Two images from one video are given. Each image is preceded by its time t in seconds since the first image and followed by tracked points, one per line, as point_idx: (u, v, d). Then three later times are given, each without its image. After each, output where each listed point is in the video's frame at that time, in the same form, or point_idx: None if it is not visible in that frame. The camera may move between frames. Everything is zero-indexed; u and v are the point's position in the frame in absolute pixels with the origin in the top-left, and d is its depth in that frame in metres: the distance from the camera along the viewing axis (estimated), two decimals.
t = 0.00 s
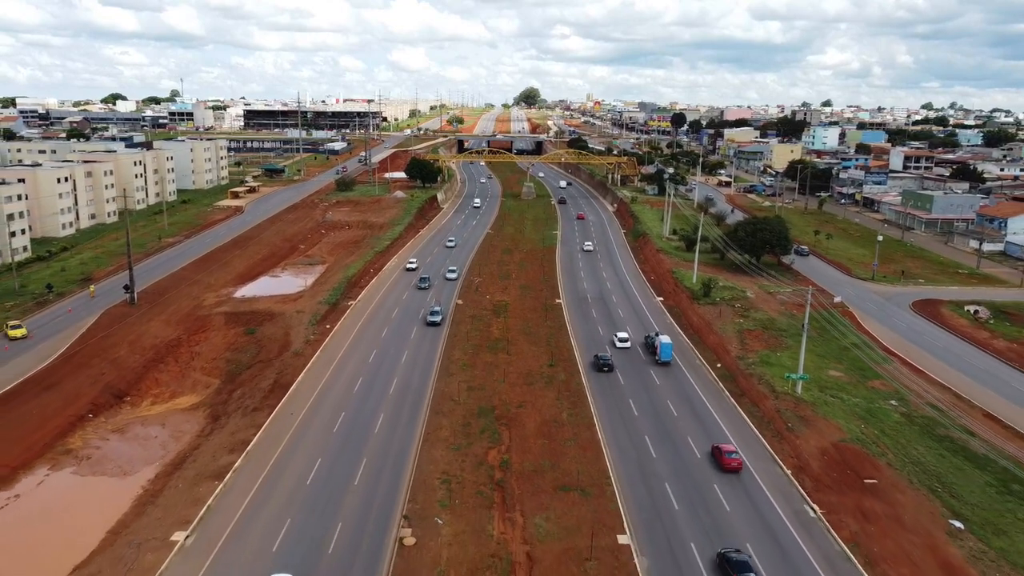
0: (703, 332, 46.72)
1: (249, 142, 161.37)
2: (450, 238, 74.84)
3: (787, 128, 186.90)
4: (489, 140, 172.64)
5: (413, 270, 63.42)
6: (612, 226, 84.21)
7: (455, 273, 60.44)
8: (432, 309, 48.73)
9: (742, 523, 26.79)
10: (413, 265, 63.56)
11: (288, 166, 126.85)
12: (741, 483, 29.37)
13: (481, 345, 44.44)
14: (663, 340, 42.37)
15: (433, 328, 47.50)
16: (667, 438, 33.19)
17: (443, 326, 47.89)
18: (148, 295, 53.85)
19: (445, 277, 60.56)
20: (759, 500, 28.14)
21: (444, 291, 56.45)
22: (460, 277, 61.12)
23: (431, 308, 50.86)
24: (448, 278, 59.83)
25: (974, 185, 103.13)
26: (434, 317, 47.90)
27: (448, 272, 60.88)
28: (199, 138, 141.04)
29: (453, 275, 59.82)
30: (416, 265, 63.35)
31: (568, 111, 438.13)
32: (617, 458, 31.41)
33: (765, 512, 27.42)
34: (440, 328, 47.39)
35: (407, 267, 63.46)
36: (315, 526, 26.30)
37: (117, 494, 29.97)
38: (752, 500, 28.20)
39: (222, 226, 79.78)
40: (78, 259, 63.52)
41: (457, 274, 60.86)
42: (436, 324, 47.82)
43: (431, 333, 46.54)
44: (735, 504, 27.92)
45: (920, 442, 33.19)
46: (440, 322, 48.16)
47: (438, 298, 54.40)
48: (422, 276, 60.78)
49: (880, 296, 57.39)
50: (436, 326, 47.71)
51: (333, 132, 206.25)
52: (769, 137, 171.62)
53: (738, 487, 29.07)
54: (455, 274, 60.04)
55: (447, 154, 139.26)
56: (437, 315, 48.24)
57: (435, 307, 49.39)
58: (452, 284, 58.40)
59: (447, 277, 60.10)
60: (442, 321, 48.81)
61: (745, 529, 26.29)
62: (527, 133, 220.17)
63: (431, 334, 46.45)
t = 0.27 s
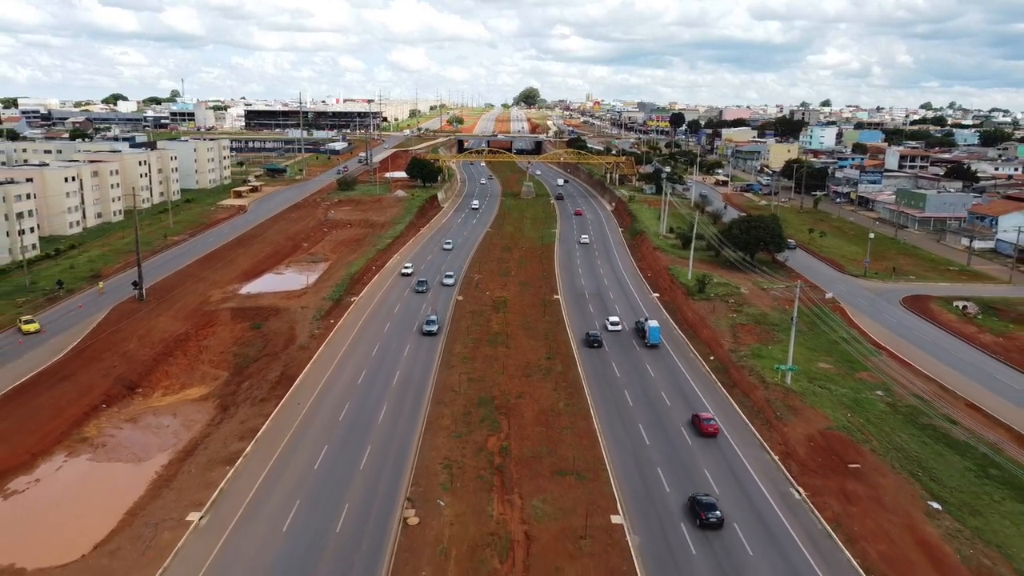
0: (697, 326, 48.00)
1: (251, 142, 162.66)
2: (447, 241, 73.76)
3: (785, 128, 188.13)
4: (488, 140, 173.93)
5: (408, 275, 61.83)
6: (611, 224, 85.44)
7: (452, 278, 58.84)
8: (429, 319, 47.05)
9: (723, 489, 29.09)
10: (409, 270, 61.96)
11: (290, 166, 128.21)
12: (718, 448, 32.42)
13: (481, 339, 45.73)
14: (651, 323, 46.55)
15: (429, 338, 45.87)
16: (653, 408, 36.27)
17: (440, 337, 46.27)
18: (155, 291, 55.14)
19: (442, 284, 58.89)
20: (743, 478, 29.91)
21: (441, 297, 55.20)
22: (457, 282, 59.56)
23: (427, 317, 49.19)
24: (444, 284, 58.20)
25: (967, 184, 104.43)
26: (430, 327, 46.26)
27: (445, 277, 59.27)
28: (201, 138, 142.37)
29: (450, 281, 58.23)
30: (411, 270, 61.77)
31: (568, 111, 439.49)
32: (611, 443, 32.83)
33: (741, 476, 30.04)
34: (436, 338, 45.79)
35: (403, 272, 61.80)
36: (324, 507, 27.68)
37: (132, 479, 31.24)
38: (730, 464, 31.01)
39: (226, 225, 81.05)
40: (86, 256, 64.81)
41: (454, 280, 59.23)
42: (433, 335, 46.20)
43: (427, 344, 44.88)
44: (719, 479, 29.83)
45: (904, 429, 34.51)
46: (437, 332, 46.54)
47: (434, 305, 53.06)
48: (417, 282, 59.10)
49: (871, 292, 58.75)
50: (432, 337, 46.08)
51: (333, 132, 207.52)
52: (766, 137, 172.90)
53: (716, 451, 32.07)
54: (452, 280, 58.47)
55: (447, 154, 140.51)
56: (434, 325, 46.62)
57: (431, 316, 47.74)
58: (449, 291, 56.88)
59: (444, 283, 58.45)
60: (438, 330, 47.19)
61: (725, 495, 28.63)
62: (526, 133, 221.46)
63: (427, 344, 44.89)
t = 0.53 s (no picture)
0: (695, 321, 49.23)
1: (256, 142, 164.20)
2: (448, 243, 72.63)
3: (786, 128, 189.04)
4: (492, 140, 175.22)
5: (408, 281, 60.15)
6: (612, 223, 86.61)
7: (453, 283, 57.24)
8: (428, 328, 45.40)
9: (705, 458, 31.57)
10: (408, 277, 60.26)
11: (295, 166, 129.65)
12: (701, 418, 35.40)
13: (484, 333, 47.03)
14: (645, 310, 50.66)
15: (429, 348, 44.17)
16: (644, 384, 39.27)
17: (440, 346, 44.60)
18: (166, 287, 56.55)
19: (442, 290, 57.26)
20: (734, 460, 31.50)
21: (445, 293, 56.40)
22: (458, 288, 57.96)
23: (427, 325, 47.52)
24: (445, 290, 56.58)
25: (966, 184, 105.43)
26: (429, 337, 44.60)
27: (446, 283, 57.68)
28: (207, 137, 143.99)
29: (451, 286, 56.66)
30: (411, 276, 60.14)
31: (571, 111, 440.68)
32: (609, 431, 34.14)
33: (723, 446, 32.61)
34: (437, 348, 44.10)
35: (402, 278, 60.15)
36: (335, 489, 29.06)
37: (150, 464, 32.60)
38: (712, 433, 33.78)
39: (233, 223, 82.48)
40: (98, 253, 66.25)
41: (455, 285, 57.63)
42: (433, 345, 44.50)
43: (427, 355, 43.17)
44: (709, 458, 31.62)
45: (892, 418, 35.72)
46: (436, 342, 44.84)
47: (437, 301, 54.19)
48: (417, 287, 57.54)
49: (867, 288, 59.98)
50: (432, 347, 44.42)
51: (337, 132, 208.99)
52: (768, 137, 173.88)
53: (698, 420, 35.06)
54: (453, 285, 56.94)
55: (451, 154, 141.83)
56: (434, 334, 44.95)
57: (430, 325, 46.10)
58: (450, 297, 55.35)
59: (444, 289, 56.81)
60: (439, 340, 45.57)
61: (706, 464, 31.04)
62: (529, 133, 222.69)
63: (427, 354, 43.25)
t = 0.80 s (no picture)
0: (693, 316, 50.45)
1: (262, 142, 165.76)
2: (448, 245, 71.68)
3: (788, 127, 190.05)
4: (495, 140, 176.55)
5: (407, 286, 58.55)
6: (614, 221, 87.84)
7: (453, 289, 55.77)
8: (427, 338, 43.90)
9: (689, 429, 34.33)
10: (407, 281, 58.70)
11: (301, 165, 131.12)
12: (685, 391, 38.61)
13: (487, 327, 48.32)
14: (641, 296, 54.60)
15: (429, 359, 42.68)
16: (636, 364, 42.30)
17: (440, 356, 43.17)
18: (178, 283, 57.96)
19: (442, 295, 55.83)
20: (726, 443, 33.01)
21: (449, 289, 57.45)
22: (458, 293, 56.53)
23: (426, 334, 46.05)
24: (444, 295, 55.10)
25: (964, 182, 106.59)
26: (429, 347, 43.09)
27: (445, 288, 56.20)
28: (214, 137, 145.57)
29: (451, 292, 55.22)
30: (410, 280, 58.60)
31: (574, 111, 441.90)
32: (608, 419, 35.44)
33: (707, 419, 35.34)
34: (437, 359, 42.65)
35: (401, 282, 58.54)
36: (345, 473, 30.36)
37: (166, 449, 33.96)
38: (696, 406, 36.75)
39: (241, 222, 83.94)
40: (110, 250, 67.68)
41: (455, 290, 56.18)
42: (432, 355, 43.00)
43: (426, 365, 41.70)
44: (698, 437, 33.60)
45: (882, 408, 36.97)
46: (436, 352, 43.33)
47: (442, 297, 55.20)
48: (417, 292, 56.24)
49: (863, 284, 61.19)
50: (432, 356, 42.93)
51: (342, 132, 210.45)
52: (770, 136, 174.93)
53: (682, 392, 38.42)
54: (453, 290, 55.50)
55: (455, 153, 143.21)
56: (433, 344, 43.47)
57: (429, 334, 44.66)
58: (450, 302, 53.98)
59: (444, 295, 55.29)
60: (439, 349, 44.16)
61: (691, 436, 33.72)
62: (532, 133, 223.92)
63: (427, 365, 41.84)
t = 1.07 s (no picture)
0: (687, 311, 51.72)
1: (264, 142, 167.06)
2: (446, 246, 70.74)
3: (786, 127, 191.38)
4: (495, 140, 177.95)
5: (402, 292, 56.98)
6: (612, 220, 89.04)
7: (450, 295, 54.22)
8: (422, 349, 42.35)
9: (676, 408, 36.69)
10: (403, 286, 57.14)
11: (302, 165, 132.46)
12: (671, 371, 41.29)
13: (487, 322, 49.64)
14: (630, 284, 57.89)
15: (423, 371, 41.14)
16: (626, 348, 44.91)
17: (435, 368, 41.68)
18: (184, 279, 59.19)
19: (438, 301, 54.35)
20: (715, 428, 34.48)
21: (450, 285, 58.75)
22: (455, 299, 55.00)
23: (421, 344, 44.48)
24: (441, 302, 53.57)
25: (958, 181, 107.95)
26: (424, 358, 41.53)
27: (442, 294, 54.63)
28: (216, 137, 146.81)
29: (448, 299, 53.63)
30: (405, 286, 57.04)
31: (574, 111, 443.26)
32: (602, 407, 36.77)
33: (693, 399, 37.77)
34: (432, 371, 41.12)
35: (396, 288, 56.93)
36: (349, 459, 31.61)
37: (178, 436, 35.29)
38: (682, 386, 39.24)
39: (245, 220, 85.29)
40: (117, 247, 68.96)
41: (451, 296, 54.60)
42: (427, 367, 41.45)
43: (421, 378, 40.16)
44: (686, 419, 35.52)
45: (868, 398, 38.29)
46: (431, 364, 41.80)
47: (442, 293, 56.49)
48: (414, 297, 54.97)
49: (855, 280, 62.51)
50: (427, 369, 41.40)
51: (343, 132, 211.58)
52: (768, 136, 176.25)
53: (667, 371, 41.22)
54: (450, 297, 53.93)
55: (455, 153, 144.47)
56: (428, 356, 41.91)
57: (424, 344, 43.11)
58: (446, 309, 52.55)
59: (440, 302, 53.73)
60: (434, 359, 42.70)
61: (677, 413, 36.04)
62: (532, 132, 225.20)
63: (422, 377, 40.38)
